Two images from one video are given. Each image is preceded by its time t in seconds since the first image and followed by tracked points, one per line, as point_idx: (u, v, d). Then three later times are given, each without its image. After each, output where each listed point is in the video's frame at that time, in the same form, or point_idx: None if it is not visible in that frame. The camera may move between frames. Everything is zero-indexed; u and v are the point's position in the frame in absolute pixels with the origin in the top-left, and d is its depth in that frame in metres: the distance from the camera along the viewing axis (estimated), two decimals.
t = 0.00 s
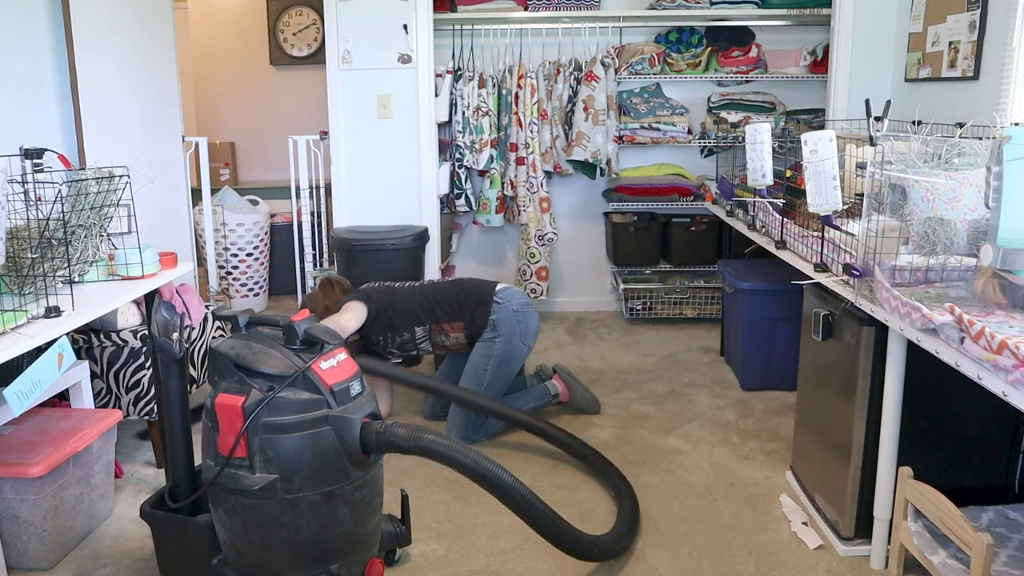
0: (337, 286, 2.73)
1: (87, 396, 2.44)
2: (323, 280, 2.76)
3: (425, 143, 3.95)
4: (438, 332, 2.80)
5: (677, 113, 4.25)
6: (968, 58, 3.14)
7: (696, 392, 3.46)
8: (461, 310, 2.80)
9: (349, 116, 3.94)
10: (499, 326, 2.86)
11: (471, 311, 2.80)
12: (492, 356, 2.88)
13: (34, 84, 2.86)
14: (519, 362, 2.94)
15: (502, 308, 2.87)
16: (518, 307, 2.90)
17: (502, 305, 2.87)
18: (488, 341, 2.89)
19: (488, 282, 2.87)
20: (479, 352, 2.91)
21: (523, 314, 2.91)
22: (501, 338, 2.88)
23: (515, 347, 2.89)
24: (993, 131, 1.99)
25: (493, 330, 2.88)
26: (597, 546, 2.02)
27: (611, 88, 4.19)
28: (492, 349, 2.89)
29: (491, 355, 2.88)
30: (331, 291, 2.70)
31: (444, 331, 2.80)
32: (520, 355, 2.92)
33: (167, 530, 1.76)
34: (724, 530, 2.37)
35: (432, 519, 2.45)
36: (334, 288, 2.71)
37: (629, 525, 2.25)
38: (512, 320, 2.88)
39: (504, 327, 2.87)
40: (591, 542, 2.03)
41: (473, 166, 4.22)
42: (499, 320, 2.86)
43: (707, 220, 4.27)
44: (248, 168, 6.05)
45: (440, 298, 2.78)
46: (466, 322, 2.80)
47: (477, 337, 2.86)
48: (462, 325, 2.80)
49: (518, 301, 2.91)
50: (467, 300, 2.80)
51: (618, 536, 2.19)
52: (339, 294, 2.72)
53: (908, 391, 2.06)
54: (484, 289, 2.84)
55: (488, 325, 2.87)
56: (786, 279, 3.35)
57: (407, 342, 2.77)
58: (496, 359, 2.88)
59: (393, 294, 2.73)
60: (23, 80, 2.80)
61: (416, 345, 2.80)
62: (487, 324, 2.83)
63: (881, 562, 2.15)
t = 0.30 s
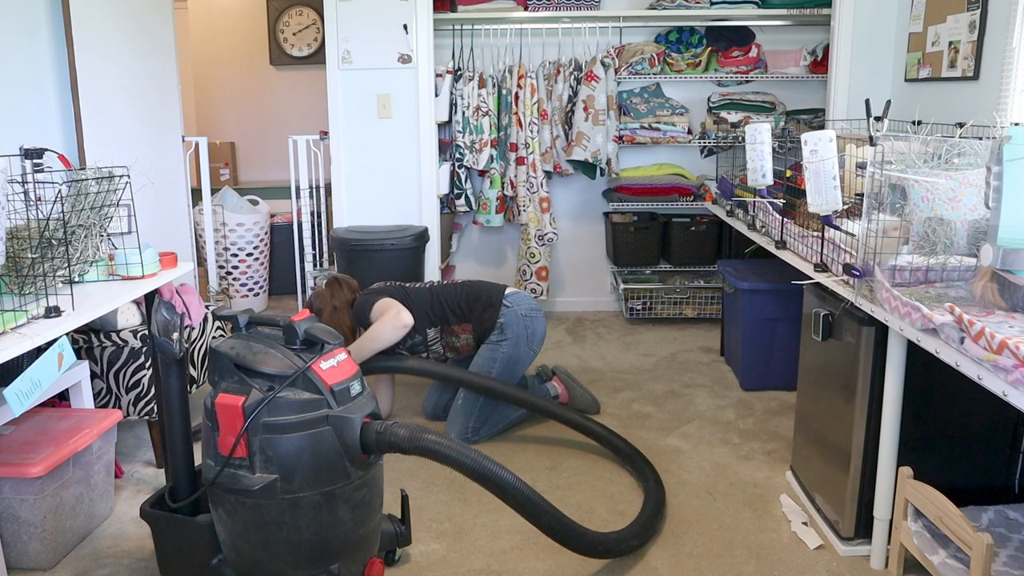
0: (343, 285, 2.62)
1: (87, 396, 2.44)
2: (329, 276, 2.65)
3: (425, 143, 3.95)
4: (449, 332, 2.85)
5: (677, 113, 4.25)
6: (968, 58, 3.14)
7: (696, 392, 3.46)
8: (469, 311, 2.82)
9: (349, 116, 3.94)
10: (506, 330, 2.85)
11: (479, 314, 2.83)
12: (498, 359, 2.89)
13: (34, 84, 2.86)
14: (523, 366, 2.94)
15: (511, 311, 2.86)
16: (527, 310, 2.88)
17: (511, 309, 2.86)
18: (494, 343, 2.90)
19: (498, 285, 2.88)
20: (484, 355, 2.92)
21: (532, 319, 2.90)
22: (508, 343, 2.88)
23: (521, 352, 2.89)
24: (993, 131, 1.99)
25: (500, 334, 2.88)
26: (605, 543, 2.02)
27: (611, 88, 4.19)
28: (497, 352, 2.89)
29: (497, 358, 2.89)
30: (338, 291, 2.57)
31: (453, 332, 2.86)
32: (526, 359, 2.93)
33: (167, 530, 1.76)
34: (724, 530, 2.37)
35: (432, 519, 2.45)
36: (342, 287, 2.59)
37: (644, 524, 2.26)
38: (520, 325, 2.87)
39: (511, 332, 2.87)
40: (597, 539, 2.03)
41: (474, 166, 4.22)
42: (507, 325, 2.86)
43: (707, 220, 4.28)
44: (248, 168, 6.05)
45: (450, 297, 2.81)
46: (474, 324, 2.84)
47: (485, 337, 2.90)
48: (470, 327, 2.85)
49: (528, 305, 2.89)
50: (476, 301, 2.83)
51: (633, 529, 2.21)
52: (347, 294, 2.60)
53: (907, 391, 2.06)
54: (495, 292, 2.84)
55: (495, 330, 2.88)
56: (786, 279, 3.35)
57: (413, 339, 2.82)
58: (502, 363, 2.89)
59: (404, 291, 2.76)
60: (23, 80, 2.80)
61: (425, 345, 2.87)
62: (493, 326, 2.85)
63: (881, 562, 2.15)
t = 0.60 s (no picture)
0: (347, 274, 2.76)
1: (87, 396, 2.44)
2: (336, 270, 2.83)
3: (425, 143, 3.96)
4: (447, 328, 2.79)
5: (677, 113, 4.25)
6: (968, 58, 3.14)
7: (696, 392, 3.46)
8: (473, 308, 2.80)
9: (349, 116, 3.94)
10: (512, 330, 2.86)
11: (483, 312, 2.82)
12: (501, 360, 2.90)
13: (34, 84, 2.86)
14: (525, 368, 2.96)
15: (512, 313, 2.87)
16: (531, 312, 2.90)
17: (513, 309, 2.87)
18: (499, 344, 2.91)
19: (498, 283, 2.88)
20: (488, 354, 2.93)
21: (535, 321, 2.93)
22: (512, 344, 2.89)
23: (523, 353, 2.92)
24: (993, 131, 1.99)
25: (504, 334, 2.89)
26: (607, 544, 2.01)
27: (611, 88, 4.19)
28: (501, 352, 2.91)
29: (500, 360, 2.90)
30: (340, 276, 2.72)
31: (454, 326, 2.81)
32: (527, 360, 2.95)
33: (167, 531, 1.76)
34: (724, 530, 2.37)
35: (432, 519, 2.45)
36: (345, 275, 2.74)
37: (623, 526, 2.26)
38: (524, 325, 2.89)
39: (516, 333, 2.88)
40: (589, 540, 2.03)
41: (473, 166, 4.22)
42: (513, 325, 2.87)
43: (707, 220, 4.28)
44: (248, 168, 6.05)
45: (451, 292, 2.76)
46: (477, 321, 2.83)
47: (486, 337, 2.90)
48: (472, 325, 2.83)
49: (531, 306, 2.93)
50: (481, 300, 2.81)
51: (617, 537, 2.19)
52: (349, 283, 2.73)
53: (908, 391, 2.06)
54: (495, 289, 2.84)
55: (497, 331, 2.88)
56: (786, 279, 3.35)
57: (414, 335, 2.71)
58: (505, 364, 2.90)
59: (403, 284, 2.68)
60: (23, 80, 2.80)
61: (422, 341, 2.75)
62: (499, 326, 2.86)
63: (881, 562, 2.15)
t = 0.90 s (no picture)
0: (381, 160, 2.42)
1: (87, 396, 2.44)
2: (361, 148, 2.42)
3: (425, 143, 3.96)
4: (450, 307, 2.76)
5: (677, 113, 4.25)
6: (968, 58, 3.14)
7: (696, 392, 3.46)
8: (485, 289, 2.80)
9: (350, 116, 3.94)
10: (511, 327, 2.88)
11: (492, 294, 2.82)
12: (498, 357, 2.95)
13: (34, 84, 2.86)
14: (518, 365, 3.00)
15: (517, 310, 2.89)
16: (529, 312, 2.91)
17: (517, 307, 2.89)
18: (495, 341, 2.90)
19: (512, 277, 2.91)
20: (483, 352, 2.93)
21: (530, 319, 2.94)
22: (508, 340, 2.90)
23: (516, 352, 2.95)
24: (993, 131, 1.99)
25: (502, 330, 2.89)
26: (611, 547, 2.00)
27: (611, 88, 4.19)
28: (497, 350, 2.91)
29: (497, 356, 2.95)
30: (373, 161, 2.37)
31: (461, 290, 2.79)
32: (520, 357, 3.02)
33: (167, 531, 1.76)
34: (724, 530, 2.37)
35: (432, 519, 2.45)
36: (377, 160, 2.38)
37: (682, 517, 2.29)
38: (521, 323, 2.91)
39: (513, 330, 2.90)
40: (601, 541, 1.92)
41: (473, 166, 4.22)
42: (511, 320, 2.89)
43: (707, 220, 4.28)
44: (248, 168, 6.05)
45: (485, 265, 2.76)
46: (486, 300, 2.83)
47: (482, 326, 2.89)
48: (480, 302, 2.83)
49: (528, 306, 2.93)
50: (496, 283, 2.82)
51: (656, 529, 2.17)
52: (379, 167, 2.39)
53: (908, 392, 2.06)
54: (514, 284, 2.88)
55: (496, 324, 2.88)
56: (786, 279, 3.35)
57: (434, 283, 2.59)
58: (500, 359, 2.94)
59: (459, 238, 2.66)
60: (23, 80, 2.80)
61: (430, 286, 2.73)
62: (500, 319, 2.86)
63: (881, 562, 2.15)
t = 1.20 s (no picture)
0: (402, 122, 2.48)
1: (87, 396, 2.44)
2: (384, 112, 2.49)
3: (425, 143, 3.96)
4: (454, 276, 2.73)
5: (677, 113, 4.25)
6: (968, 58, 3.14)
7: (696, 392, 3.46)
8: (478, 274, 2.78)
9: (350, 116, 3.94)
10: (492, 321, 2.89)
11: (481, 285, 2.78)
12: (483, 352, 2.91)
13: (34, 84, 2.86)
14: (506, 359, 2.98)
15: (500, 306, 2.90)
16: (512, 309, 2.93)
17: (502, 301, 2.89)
18: (478, 336, 2.91)
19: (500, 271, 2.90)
20: (468, 349, 2.93)
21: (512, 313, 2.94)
22: (491, 336, 2.91)
23: (496, 343, 2.92)
24: (993, 131, 1.99)
25: (483, 326, 2.90)
26: (618, 544, 1.97)
27: (611, 88, 4.19)
28: (481, 345, 2.91)
29: (482, 352, 2.91)
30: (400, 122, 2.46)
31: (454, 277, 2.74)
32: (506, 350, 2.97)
33: (167, 532, 1.76)
34: (724, 530, 2.37)
35: (432, 519, 2.45)
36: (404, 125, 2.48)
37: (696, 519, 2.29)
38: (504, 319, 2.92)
39: (495, 326, 2.91)
40: (605, 538, 1.94)
41: (474, 166, 4.22)
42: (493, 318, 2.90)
43: (707, 220, 4.28)
44: (248, 168, 6.05)
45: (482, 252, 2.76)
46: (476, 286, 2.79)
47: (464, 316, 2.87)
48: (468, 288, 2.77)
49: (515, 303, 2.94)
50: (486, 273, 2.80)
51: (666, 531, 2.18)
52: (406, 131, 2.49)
53: (907, 392, 2.06)
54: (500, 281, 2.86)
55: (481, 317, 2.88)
56: (787, 279, 3.35)
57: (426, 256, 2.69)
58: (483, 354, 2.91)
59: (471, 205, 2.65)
60: (23, 80, 2.80)
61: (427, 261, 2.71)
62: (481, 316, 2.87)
63: (881, 562, 2.15)
